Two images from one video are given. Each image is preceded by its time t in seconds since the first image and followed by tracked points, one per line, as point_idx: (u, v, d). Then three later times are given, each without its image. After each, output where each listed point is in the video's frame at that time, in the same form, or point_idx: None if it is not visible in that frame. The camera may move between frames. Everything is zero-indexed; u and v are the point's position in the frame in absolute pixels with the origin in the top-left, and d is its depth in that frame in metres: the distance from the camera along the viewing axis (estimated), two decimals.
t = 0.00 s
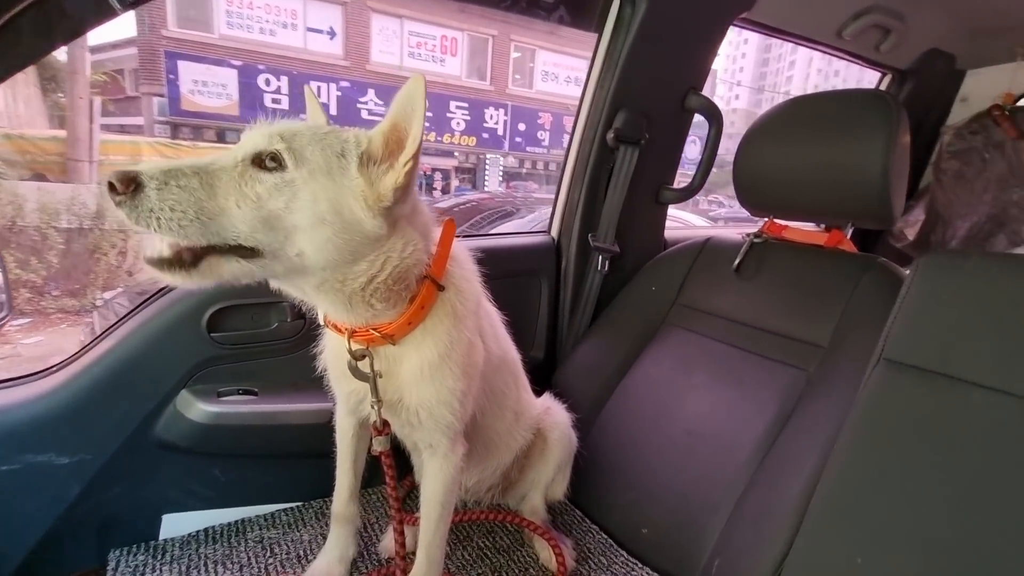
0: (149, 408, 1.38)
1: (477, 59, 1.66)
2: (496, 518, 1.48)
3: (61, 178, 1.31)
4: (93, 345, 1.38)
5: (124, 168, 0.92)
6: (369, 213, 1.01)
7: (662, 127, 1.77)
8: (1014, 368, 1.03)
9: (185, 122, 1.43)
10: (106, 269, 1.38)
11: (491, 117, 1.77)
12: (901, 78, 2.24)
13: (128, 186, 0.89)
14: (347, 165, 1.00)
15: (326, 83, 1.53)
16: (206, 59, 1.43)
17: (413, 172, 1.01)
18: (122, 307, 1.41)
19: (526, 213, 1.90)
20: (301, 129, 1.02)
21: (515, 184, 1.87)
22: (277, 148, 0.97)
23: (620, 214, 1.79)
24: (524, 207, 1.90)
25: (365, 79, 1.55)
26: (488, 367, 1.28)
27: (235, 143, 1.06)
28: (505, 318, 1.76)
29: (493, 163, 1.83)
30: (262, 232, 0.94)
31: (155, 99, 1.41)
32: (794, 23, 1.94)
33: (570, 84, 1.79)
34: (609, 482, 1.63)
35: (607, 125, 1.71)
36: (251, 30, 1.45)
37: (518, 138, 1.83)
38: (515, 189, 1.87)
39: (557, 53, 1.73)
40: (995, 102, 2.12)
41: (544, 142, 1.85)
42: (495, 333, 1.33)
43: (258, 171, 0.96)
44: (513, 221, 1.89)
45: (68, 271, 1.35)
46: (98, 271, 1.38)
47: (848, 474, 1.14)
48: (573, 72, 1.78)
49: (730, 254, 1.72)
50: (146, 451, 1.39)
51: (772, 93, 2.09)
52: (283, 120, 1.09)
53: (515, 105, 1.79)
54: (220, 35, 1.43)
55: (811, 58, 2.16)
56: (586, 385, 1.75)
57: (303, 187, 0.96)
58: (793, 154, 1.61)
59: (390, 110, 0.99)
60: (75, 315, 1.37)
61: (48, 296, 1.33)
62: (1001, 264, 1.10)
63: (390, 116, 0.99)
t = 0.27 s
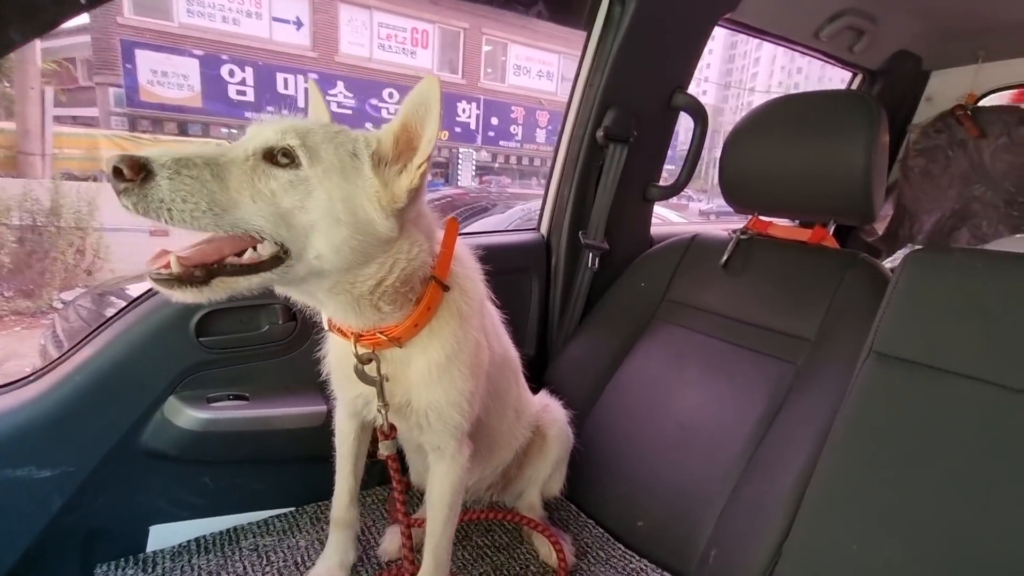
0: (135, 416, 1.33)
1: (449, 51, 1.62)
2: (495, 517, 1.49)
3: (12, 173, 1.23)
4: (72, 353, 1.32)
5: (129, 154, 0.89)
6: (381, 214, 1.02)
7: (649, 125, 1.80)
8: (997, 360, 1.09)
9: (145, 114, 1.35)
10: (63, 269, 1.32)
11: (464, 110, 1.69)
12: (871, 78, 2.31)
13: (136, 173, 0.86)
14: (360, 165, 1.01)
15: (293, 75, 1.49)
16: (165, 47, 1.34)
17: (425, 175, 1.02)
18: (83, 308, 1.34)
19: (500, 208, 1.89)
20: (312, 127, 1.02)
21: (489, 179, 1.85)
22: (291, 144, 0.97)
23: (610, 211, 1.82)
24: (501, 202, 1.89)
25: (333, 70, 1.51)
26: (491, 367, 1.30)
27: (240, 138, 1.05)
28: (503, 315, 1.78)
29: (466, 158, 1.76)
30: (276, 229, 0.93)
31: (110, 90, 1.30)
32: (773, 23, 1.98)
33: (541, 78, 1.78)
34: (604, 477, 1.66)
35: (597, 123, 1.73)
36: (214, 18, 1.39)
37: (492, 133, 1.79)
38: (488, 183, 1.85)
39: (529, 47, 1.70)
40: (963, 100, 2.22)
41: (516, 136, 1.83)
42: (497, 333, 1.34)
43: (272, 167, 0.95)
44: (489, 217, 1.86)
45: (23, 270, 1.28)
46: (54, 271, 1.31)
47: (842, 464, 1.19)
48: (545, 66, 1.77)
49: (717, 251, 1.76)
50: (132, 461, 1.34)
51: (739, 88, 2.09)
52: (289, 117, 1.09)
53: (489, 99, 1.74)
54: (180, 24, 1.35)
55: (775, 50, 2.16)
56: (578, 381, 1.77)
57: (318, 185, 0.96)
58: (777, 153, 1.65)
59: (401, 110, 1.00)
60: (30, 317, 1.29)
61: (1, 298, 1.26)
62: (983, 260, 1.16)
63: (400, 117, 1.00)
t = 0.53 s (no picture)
0: (108, 420, 1.26)
1: (419, 41, 1.59)
2: (486, 513, 1.48)
3: None
4: (38, 355, 1.25)
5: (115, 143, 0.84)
6: (385, 208, 1.00)
7: (634, 119, 1.81)
8: (979, 350, 1.13)
9: (96, 99, 1.25)
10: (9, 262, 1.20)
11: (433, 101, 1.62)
12: (841, 75, 2.36)
13: (123, 163, 0.82)
14: (362, 157, 0.99)
15: (256, 61, 1.42)
16: (117, 29, 1.27)
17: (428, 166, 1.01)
18: (35, 303, 1.25)
19: (472, 202, 1.83)
20: (311, 117, 1.00)
21: (460, 172, 1.76)
22: (290, 134, 0.94)
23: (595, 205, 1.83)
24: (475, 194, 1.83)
25: (299, 59, 1.45)
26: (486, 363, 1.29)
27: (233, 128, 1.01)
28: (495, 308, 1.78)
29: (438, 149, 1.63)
30: (276, 223, 0.90)
31: (58, 73, 1.20)
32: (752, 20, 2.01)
33: (512, 71, 1.74)
34: (591, 470, 1.66)
35: (583, 117, 1.73)
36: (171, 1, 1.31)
37: (462, 125, 1.70)
38: (459, 176, 1.76)
39: (499, 38, 1.65)
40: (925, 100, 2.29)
41: (487, 128, 1.77)
42: (491, 329, 1.33)
43: (270, 159, 0.92)
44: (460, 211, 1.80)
45: None
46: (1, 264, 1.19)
47: (831, 452, 1.22)
48: (515, 58, 1.71)
49: (700, 245, 1.79)
50: (106, 467, 1.27)
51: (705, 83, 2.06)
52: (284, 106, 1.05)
53: (457, 90, 1.66)
54: (133, 4, 1.28)
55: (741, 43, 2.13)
56: (564, 374, 1.78)
57: (320, 177, 0.93)
58: (761, 150, 1.67)
59: (402, 99, 1.00)
60: None
61: None
62: (963, 255, 1.20)
63: (400, 106, 1.00)
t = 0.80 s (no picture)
0: (97, 420, 1.22)
1: (395, 32, 1.52)
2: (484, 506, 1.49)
3: None
4: (20, 356, 1.20)
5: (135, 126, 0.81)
6: (404, 201, 1.00)
7: (625, 115, 1.83)
8: (965, 341, 1.17)
9: (56, 87, 1.15)
10: None
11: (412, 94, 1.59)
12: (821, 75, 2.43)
13: (146, 148, 0.78)
14: (382, 150, 0.99)
15: (227, 50, 1.34)
16: (78, 12, 1.17)
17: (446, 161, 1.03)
18: None
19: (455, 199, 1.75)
20: (330, 108, 0.99)
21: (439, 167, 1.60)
22: (312, 125, 0.94)
23: (587, 200, 1.85)
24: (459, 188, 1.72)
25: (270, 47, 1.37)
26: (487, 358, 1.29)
27: (249, 117, 1.00)
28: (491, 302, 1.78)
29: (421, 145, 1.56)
30: (298, 215, 0.89)
31: (14, 58, 1.09)
32: (738, 19, 2.05)
33: (491, 64, 1.66)
34: (584, 461, 1.67)
35: (576, 113, 1.74)
36: None
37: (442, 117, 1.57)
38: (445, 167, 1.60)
39: (478, 31, 1.60)
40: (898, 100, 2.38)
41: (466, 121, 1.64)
42: (490, 324, 1.34)
43: (291, 150, 0.92)
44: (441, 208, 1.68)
45: None
46: None
47: (823, 440, 1.26)
48: (494, 51, 1.65)
49: (690, 240, 1.82)
50: (92, 469, 1.23)
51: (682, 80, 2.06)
52: (301, 97, 1.05)
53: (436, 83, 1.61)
54: None
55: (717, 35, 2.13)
56: (556, 368, 1.79)
57: (342, 169, 0.93)
58: (748, 147, 1.70)
59: (423, 94, 1.00)
60: None
61: None
62: (948, 250, 1.24)
63: (418, 98, 1.00)
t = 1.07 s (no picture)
0: (98, 420, 1.21)
1: (385, 25, 1.52)
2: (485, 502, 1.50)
3: None
4: (18, 356, 1.19)
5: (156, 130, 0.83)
6: (416, 202, 1.02)
7: (621, 113, 1.85)
8: (957, 336, 1.19)
9: (35, 79, 1.12)
10: None
11: (402, 88, 1.57)
12: (811, 73, 2.46)
13: (168, 152, 0.80)
14: (395, 152, 1.01)
15: (213, 41, 1.30)
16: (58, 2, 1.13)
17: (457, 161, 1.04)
18: None
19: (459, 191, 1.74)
20: (344, 110, 1.01)
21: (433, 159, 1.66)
22: (327, 127, 0.95)
23: (584, 198, 1.86)
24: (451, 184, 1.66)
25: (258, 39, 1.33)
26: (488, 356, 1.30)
27: (263, 119, 1.01)
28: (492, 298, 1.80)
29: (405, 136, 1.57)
30: (313, 217, 0.91)
31: None
32: (732, 19, 2.06)
33: (481, 57, 1.66)
34: (583, 456, 1.69)
35: (573, 110, 1.75)
36: None
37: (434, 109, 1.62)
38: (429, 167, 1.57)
39: (467, 24, 1.62)
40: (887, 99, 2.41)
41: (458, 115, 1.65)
42: (492, 322, 1.36)
43: (306, 152, 0.93)
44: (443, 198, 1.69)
45: None
46: None
47: (819, 434, 1.28)
48: (484, 45, 1.66)
49: (686, 238, 1.84)
50: (93, 470, 1.22)
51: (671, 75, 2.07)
52: (314, 99, 1.06)
53: (426, 77, 1.61)
54: None
55: (706, 31, 2.13)
56: (554, 364, 1.81)
57: (356, 171, 0.94)
58: (743, 145, 1.73)
59: (433, 95, 1.02)
60: None
61: None
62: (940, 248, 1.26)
63: (429, 99, 1.02)
